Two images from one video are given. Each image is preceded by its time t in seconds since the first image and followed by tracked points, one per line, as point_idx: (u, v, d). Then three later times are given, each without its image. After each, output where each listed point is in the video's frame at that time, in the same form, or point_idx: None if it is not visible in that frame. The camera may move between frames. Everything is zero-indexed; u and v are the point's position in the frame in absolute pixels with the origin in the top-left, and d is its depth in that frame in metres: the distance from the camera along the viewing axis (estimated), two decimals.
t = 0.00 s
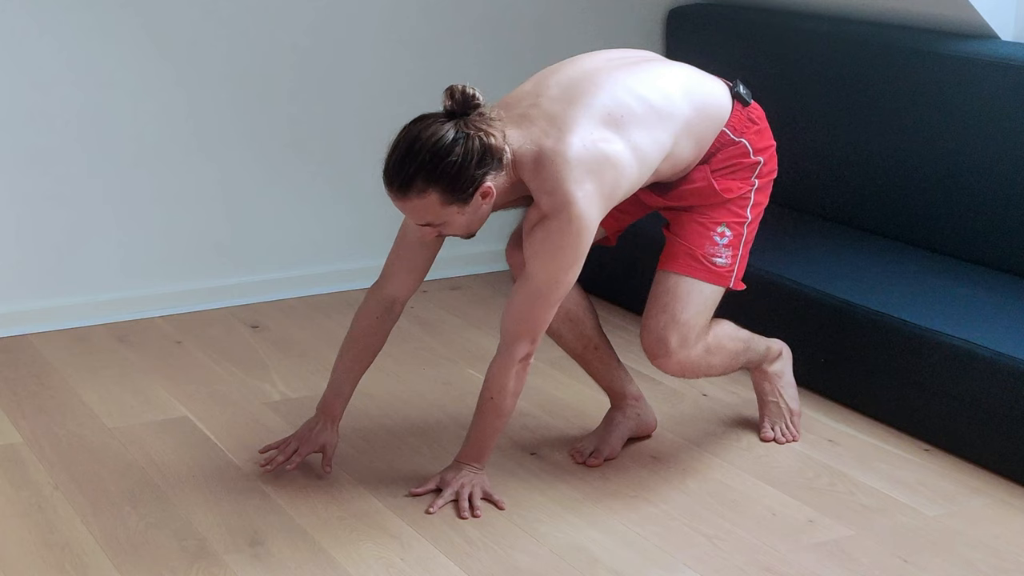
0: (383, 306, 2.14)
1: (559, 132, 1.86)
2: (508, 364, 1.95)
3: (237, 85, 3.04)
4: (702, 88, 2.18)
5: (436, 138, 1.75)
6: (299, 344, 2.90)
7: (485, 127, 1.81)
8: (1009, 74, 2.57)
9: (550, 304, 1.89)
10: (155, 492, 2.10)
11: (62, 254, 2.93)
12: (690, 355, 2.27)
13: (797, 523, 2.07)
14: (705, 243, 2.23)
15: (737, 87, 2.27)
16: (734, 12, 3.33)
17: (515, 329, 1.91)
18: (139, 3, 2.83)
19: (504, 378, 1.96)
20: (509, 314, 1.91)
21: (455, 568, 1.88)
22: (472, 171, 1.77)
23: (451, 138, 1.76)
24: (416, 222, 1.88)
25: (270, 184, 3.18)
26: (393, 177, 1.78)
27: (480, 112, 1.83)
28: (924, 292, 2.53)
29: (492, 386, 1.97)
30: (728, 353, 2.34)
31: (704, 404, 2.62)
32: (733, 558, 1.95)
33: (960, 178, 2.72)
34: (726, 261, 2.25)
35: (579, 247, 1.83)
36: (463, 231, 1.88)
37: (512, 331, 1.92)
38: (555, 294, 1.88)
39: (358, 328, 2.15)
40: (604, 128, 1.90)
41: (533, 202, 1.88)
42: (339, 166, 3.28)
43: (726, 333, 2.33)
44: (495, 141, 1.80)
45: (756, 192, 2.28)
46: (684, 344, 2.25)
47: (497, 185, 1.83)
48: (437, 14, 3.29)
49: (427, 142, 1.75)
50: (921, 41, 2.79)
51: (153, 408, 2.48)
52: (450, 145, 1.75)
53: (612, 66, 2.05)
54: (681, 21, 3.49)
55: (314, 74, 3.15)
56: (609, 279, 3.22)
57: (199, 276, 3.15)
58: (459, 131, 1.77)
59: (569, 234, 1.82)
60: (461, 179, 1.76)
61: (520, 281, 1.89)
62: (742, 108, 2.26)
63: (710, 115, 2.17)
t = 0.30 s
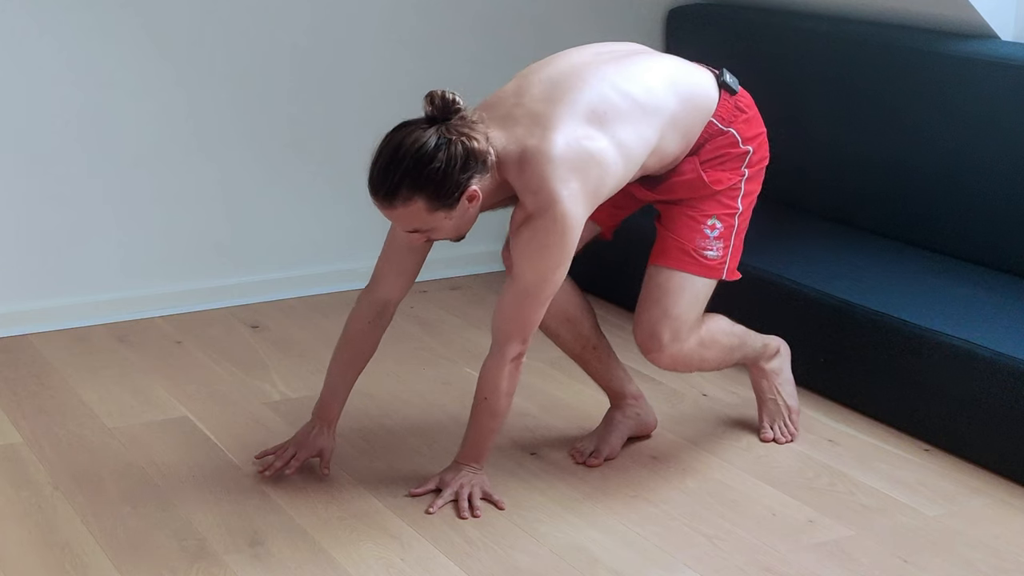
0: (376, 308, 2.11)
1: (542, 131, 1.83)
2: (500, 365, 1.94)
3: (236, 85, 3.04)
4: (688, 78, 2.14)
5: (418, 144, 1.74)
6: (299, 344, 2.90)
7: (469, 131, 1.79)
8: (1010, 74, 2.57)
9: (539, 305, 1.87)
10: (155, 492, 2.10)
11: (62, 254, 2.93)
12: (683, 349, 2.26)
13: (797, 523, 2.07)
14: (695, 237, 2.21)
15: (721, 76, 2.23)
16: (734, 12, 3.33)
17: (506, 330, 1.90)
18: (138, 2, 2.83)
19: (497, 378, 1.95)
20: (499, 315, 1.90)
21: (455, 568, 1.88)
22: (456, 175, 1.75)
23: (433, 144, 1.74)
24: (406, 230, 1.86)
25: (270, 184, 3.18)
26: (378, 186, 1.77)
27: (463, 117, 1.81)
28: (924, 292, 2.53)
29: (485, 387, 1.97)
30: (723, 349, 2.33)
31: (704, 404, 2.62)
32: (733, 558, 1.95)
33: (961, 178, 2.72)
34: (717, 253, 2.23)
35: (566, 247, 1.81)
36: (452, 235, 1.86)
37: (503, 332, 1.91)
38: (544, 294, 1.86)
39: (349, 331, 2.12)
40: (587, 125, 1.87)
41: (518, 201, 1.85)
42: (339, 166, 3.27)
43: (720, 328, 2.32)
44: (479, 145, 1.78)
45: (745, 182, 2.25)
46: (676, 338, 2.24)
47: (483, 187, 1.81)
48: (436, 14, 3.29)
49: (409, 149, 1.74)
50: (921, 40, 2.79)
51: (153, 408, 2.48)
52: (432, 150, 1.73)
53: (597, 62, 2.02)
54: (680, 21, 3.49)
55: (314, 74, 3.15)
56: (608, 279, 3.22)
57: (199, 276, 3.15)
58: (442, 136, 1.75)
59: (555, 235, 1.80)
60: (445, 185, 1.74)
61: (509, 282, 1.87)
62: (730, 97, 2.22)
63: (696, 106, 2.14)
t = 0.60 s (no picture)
0: (369, 311, 2.09)
1: (519, 131, 1.81)
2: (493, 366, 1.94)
3: (237, 84, 3.04)
4: (668, 68, 2.09)
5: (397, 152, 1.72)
6: (299, 344, 2.90)
7: (447, 135, 1.76)
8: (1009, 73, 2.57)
9: (526, 305, 1.86)
10: (155, 492, 2.10)
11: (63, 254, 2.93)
12: (672, 342, 2.25)
13: (796, 523, 2.07)
14: (681, 228, 2.18)
15: (703, 63, 2.17)
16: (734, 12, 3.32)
17: (497, 330, 1.90)
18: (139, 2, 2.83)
19: (491, 378, 1.96)
20: (488, 316, 1.89)
21: (455, 568, 1.88)
22: (437, 181, 1.73)
23: (411, 150, 1.72)
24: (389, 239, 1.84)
25: (268, 184, 3.18)
26: (359, 198, 1.75)
27: (441, 122, 1.80)
28: (925, 292, 2.53)
29: (479, 388, 1.97)
30: (712, 342, 2.32)
31: (705, 404, 2.62)
32: (733, 558, 1.95)
33: (961, 178, 2.72)
34: (704, 245, 2.20)
35: (548, 247, 1.80)
36: (437, 240, 1.84)
37: (493, 333, 1.90)
38: (530, 295, 1.85)
39: (342, 334, 2.10)
40: (565, 122, 1.84)
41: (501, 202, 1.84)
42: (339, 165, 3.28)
43: (710, 320, 2.32)
44: (458, 149, 1.75)
45: (730, 169, 2.21)
46: (664, 331, 2.23)
47: (465, 190, 1.79)
48: (436, 14, 3.29)
49: (388, 158, 1.72)
50: (922, 41, 2.79)
51: (153, 408, 2.48)
52: (411, 158, 1.71)
53: (575, 56, 1.98)
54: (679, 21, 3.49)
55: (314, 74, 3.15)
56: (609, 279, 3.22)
57: (199, 276, 3.15)
58: (419, 144, 1.73)
59: (537, 235, 1.78)
60: (425, 193, 1.72)
61: (496, 283, 1.86)
62: (711, 83, 2.17)
63: (677, 95, 2.09)
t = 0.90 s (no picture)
0: (364, 313, 2.09)
1: (506, 133, 1.80)
2: (488, 366, 1.94)
3: (237, 84, 3.04)
4: (654, 63, 2.08)
5: (383, 159, 1.72)
6: (299, 344, 2.90)
7: (434, 140, 1.76)
8: (1009, 73, 2.57)
9: (519, 304, 1.86)
10: (156, 492, 2.10)
11: (63, 254, 2.93)
12: (664, 338, 2.26)
13: (797, 523, 2.08)
14: (670, 224, 2.17)
15: (688, 56, 2.15)
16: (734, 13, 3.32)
17: (491, 330, 1.90)
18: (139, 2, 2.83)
19: (486, 379, 1.96)
20: (482, 317, 1.89)
21: (455, 568, 1.88)
22: (425, 186, 1.72)
23: (398, 157, 1.72)
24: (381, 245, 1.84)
25: (268, 184, 3.18)
26: (349, 206, 1.75)
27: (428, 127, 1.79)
28: (924, 293, 2.53)
29: (475, 389, 1.97)
30: (705, 339, 2.33)
31: (705, 404, 2.62)
32: (733, 558, 1.95)
33: (961, 178, 2.72)
34: (693, 239, 2.20)
35: (539, 246, 1.79)
36: (429, 243, 1.84)
37: (487, 333, 1.90)
38: (522, 294, 1.85)
39: (339, 335, 2.10)
40: (552, 121, 1.84)
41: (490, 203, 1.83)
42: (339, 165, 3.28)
43: (703, 318, 2.32)
44: (445, 153, 1.74)
45: (719, 162, 2.19)
46: (655, 326, 2.24)
47: (453, 194, 1.78)
48: (436, 15, 3.29)
49: (375, 165, 1.72)
50: (922, 40, 2.78)
51: (153, 408, 2.48)
52: (398, 164, 1.71)
53: (561, 53, 1.97)
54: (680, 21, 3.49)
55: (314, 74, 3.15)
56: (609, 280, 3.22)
57: (199, 277, 3.15)
58: (405, 149, 1.73)
59: (527, 235, 1.78)
60: (414, 198, 1.72)
61: (488, 283, 1.86)
62: (698, 75, 2.15)
63: (663, 90, 2.08)
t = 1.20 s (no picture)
0: (361, 315, 2.09)
1: (494, 134, 1.80)
2: (483, 367, 1.94)
3: (237, 84, 3.04)
4: (640, 60, 2.08)
5: (372, 164, 1.71)
6: (299, 344, 2.90)
7: (421, 144, 1.75)
8: (1009, 73, 2.57)
9: (513, 305, 1.86)
10: (156, 492, 2.10)
11: (63, 254, 2.93)
12: (657, 334, 2.25)
13: (797, 523, 2.08)
14: (660, 220, 2.16)
15: (675, 51, 2.14)
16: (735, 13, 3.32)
17: (486, 332, 1.90)
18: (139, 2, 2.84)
19: (483, 380, 1.96)
20: (476, 319, 1.89)
21: (455, 569, 1.88)
22: (414, 191, 1.72)
23: (386, 162, 1.71)
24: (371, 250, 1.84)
25: (268, 184, 3.18)
26: (338, 212, 1.74)
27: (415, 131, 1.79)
28: (924, 293, 2.53)
29: (471, 390, 1.97)
30: (699, 337, 2.31)
31: (705, 404, 2.61)
32: (733, 558, 1.95)
33: (961, 178, 2.72)
34: (684, 235, 2.19)
35: (529, 247, 1.79)
36: (419, 247, 1.84)
37: (482, 334, 1.90)
38: (515, 295, 1.84)
39: (335, 336, 2.10)
40: (539, 120, 1.83)
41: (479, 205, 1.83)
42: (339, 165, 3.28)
43: (696, 315, 2.30)
44: (432, 157, 1.74)
45: (708, 157, 2.18)
46: (646, 323, 2.23)
47: (442, 197, 1.79)
48: (437, 15, 3.29)
49: (364, 171, 1.71)
50: (922, 41, 2.78)
51: (153, 408, 2.48)
52: (387, 169, 1.71)
53: (548, 52, 1.97)
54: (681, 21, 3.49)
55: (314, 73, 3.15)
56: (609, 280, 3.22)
57: (199, 276, 3.14)
58: (393, 154, 1.72)
59: (518, 236, 1.78)
60: (404, 203, 1.72)
61: (481, 285, 1.86)
62: (684, 70, 2.15)
63: (651, 87, 2.08)
